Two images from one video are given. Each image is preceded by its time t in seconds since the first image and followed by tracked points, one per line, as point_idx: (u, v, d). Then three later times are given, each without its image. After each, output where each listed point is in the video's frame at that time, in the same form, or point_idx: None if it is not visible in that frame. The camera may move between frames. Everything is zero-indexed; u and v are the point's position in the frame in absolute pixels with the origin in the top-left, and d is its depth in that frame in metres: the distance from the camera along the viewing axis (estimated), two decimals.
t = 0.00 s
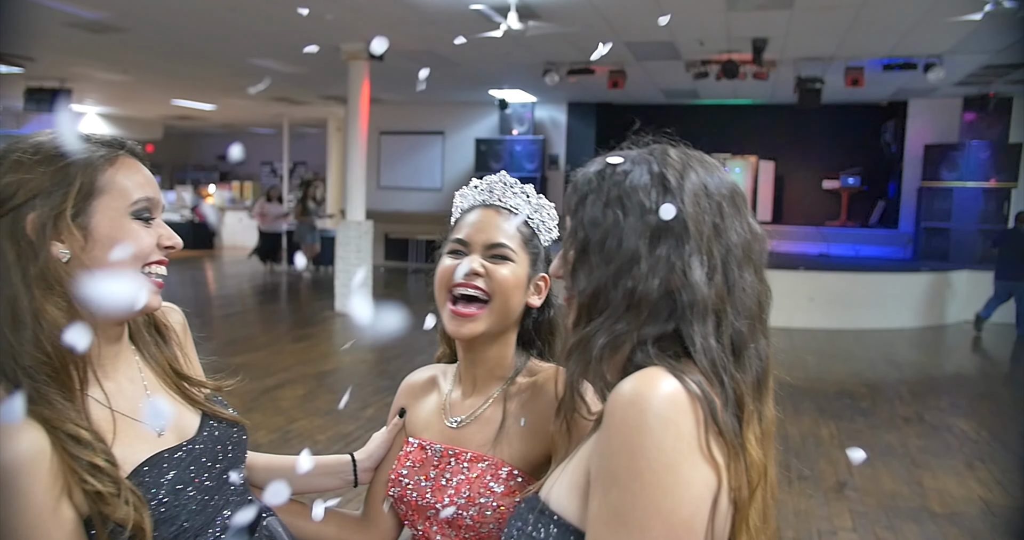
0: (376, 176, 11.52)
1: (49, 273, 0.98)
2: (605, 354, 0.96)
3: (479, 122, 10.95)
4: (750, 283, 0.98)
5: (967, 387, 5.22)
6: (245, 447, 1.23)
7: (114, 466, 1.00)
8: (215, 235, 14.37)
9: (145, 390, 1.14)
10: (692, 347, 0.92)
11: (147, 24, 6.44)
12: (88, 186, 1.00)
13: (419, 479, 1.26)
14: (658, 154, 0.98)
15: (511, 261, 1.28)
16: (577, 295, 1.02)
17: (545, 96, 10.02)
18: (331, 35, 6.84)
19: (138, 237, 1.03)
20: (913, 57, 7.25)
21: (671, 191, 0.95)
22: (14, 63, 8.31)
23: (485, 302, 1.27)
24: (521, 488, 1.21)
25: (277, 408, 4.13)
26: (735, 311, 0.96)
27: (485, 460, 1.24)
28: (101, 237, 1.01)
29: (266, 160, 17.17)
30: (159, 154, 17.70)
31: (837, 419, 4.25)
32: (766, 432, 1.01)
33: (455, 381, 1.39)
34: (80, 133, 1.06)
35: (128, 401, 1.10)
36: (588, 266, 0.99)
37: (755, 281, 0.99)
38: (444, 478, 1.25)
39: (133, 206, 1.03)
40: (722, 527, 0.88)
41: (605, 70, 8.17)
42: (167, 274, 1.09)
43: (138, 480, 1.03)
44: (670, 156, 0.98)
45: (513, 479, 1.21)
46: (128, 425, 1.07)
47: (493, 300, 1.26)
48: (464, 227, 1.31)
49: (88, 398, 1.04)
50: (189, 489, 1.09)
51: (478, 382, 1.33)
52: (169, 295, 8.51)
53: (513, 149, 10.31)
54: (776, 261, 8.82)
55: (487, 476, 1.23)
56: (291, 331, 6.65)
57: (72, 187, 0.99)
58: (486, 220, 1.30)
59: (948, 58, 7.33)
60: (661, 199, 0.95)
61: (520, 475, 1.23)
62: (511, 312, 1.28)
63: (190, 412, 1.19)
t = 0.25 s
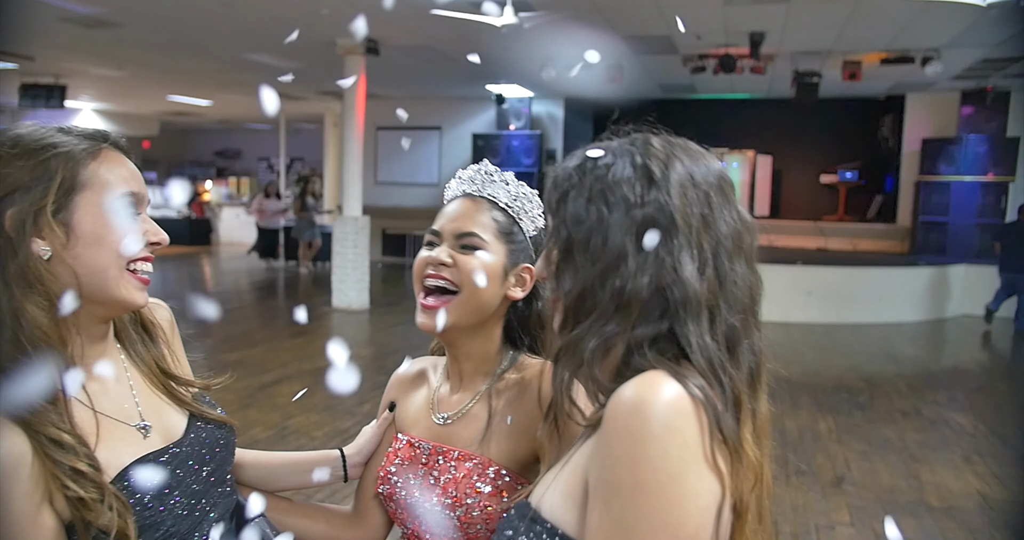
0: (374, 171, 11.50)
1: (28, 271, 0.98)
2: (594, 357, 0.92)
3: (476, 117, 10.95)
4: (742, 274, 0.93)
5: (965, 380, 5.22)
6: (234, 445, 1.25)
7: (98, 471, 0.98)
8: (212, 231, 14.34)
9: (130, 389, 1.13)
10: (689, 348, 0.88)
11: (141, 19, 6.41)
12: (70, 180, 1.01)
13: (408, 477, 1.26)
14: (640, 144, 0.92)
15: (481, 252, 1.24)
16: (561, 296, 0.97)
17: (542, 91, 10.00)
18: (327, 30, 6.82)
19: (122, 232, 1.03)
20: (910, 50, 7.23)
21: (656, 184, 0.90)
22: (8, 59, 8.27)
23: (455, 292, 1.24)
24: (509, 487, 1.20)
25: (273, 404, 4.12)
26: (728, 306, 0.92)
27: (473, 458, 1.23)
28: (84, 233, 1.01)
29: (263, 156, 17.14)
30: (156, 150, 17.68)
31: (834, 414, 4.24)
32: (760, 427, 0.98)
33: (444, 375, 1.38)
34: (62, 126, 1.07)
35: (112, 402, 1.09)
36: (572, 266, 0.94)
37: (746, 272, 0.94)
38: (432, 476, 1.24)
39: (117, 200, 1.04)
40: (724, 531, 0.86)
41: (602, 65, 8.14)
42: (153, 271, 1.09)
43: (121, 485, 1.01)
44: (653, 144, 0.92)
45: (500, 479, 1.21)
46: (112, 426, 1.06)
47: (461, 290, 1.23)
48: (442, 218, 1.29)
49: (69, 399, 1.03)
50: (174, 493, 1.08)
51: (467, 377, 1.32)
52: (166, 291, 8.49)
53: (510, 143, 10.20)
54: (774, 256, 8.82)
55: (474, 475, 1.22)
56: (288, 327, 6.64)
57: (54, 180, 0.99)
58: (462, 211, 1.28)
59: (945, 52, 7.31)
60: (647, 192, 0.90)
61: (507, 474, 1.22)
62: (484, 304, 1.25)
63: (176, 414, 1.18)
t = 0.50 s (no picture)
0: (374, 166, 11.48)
1: (13, 269, 0.98)
2: (588, 362, 0.90)
3: (476, 112, 10.92)
4: (738, 267, 0.91)
5: (966, 375, 5.21)
6: (226, 446, 1.24)
7: (87, 476, 0.98)
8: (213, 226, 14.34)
9: (120, 388, 1.13)
10: (689, 350, 0.86)
11: (140, 14, 6.39)
12: (57, 175, 1.01)
13: (400, 475, 1.25)
14: (626, 135, 0.90)
15: (456, 244, 1.22)
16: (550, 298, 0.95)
17: (542, 86, 9.98)
18: (326, 25, 6.80)
19: (114, 229, 1.03)
20: (912, 44, 7.21)
21: (645, 178, 0.87)
22: (7, 54, 8.26)
23: (428, 284, 1.22)
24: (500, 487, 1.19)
25: (274, 400, 4.11)
26: (725, 301, 0.90)
27: (463, 458, 1.22)
28: (71, 230, 1.01)
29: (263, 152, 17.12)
30: (156, 146, 17.66)
31: (836, 409, 4.24)
32: (758, 424, 0.97)
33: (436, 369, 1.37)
34: (49, 119, 1.06)
35: (103, 403, 1.09)
36: (561, 267, 0.93)
37: (742, 264, 0.92)
38: (422, 475, 1.23)
39: (106, 197, 1.03)
40: None
41: (602, 59, 8.11)
42: (143, 269, 1.09)
43: (109, 487, 1.02)
44: (639, 135, 0.90)
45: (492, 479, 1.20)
46: (102, 427, 1.06)
47: (434, 284, 1.20)
48: (422, 208, 1.26)
49: (58, 400, 1.04)
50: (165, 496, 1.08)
51: (458, 372, 1.30)
52: (167, 287, 8.48)
53: (510, 139, 10.17)
54: (775, 250, 8.80)
55: (465, 475, 1.21)
56: (288, 323, 6.63)
57: (40, 176, 0.99)
58: (442, 201, 1.25)
59: (947, 45, 7.28)
60: (636, 186, 0.88)
61: (499, 473, 1.20)
62: (460, 297, 1.22)
63: (168, 414, 1.18)
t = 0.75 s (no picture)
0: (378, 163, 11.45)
1: (7, 269, 1.00)
2: (582, 371, 0.85)
3: (480, 108, 10.90)
4: (738, 263, 0.86)
5: (973, 371, 5.18)
6: (221, 447, 1.26)
7: (81, 479, 1.01)
8: (218, 224, 14.35)
9: (115, 388, 1.15)
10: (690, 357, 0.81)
11: (144, 12, 6.40)
12: (51, 172, 1.01)
13: (397, 475, 1.24)
14: (615, 128, 0.84)
15: (442, 240, 1.20)
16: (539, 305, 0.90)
17: (547, 82, 9.96)
18: (329, 22, 6.79)
19: (109, 228, 1.03)
20: (918, 38, 7.17)
21: (637, 175, 0.82)
22: (12, 53, 8.28)
23: (414, 280, 1.22)
24: (497, 489, 1.18)
25: (278, 397, 4.12)
26: (725, 301, 0.85)
27: (459, 459, 1.21)
28: (66, 228, 1.01)
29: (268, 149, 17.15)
30: (162, 144, 17.71)
31: (842, 405, 4.22)
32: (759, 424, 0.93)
33: (433, 364, 1.35)
34: (43, 114, 1.06)
35: (98, 404, 1.11)
36: (551, 271, 0.87)
37: (741, 260, 0.86)
38: (420, 474, 1.22)
39: (101, 195, 1.04)
40: None
41: (606, 54, 8.08)
42: (140, 266, 1.10)
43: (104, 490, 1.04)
44: (628, 128, 0.84)
45: (489, 480, 1.18)
46: (96, 428, 1.08)
47: (420, 279, 1.20)
48: (412, 202, 1.25)
49: (52, 401, 1.06)
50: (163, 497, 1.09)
51: (453, 370, 1.29)
52: (172, 285, 8.50)
53: (515, 135, 10.15)
54: (780, 246, 8.77)
55: (462, 476, 1.20)
56: (293, 320, 6.64)
57: (35, 173, 1.00)
58: (431, 194, 1.24)
59: (953, 39, 7.24)
60: (629, 184, 0.82)
61: (495, 474, 1.19)
62: (446, 292, 1.20)
63: (164, 414, 1.20)
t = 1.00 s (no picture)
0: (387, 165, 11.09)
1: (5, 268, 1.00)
2: (578, 384, 0.81)
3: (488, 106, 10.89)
4: (740, 262, 0.81)
5: (985, 369, 5.13)
6: (222, 448, 1.28)
7: (80, 481, 1.01)
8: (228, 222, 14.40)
9: (115, 390, 1.16)
10: (693, 365, 0.77)
11: (152, 11, 6.41)
12: (51, 170, 1.01)
13: (397, 477, 1.23)
14: (605, 124, 0.80)
15: (434, 238, 1.18)
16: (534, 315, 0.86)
17: (555, 79, 9.95)
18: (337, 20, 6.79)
19: (110, 226, 1.03)
20: (929, 33, 7.11)
21: (631, 173, 0.77)
22: (22, 52, 8.32)
23: (407, 281, 1.20)
24: (497, 491, 1.17)
25: (286, 395, 4.12)
26: (728, 303, 0.80)
27: (459, 461, 1.20)
28: (66, 227, 1.01)
29: (277, 148, 17.25)
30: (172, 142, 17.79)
31: (852, 403, 4.18)
32: (766, 429, 0.89)
33: (433, 364, 1.34)
34: (43, 109, 1.06)
35: (98, 405, 1.12)
36: (543, 281, 0.83)
37: (743, 258, 0.81)
38: (420, 476, 1.21)
39: (101, 193, 1.04)
40: None
41: (615, 51, 8.04)
42: (141, 265, 1.10)
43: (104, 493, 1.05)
44: (619, 123, 0.79)
45: (489, 483, 1.17)
46: (95, 428, 1.09)
47: (414, 278, 1.18)
48: (407, 201, 1.23)
49: (52, 402, 1.06)
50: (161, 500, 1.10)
51: (452, 371, 1.27)
52: (182, 283, 8.53)
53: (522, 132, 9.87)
54: (790, 243, 8.72)
55: (461, 479, 1.19)
56: (302, 318, 6.64)
57: (34, 170, 0.99)
58: (425, 193, 1.22)
59: (965, 34, 7.17)
60: (621, 184, 0.77)
61: (496, 477, 1.18)
62: (440, 292, 1.18)
63: (164, 416, 1.21)
